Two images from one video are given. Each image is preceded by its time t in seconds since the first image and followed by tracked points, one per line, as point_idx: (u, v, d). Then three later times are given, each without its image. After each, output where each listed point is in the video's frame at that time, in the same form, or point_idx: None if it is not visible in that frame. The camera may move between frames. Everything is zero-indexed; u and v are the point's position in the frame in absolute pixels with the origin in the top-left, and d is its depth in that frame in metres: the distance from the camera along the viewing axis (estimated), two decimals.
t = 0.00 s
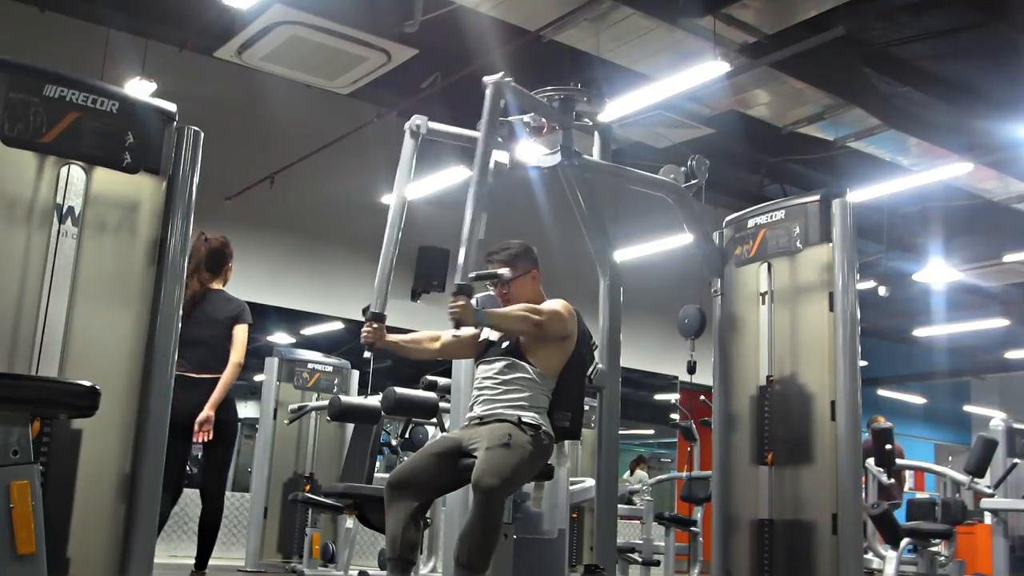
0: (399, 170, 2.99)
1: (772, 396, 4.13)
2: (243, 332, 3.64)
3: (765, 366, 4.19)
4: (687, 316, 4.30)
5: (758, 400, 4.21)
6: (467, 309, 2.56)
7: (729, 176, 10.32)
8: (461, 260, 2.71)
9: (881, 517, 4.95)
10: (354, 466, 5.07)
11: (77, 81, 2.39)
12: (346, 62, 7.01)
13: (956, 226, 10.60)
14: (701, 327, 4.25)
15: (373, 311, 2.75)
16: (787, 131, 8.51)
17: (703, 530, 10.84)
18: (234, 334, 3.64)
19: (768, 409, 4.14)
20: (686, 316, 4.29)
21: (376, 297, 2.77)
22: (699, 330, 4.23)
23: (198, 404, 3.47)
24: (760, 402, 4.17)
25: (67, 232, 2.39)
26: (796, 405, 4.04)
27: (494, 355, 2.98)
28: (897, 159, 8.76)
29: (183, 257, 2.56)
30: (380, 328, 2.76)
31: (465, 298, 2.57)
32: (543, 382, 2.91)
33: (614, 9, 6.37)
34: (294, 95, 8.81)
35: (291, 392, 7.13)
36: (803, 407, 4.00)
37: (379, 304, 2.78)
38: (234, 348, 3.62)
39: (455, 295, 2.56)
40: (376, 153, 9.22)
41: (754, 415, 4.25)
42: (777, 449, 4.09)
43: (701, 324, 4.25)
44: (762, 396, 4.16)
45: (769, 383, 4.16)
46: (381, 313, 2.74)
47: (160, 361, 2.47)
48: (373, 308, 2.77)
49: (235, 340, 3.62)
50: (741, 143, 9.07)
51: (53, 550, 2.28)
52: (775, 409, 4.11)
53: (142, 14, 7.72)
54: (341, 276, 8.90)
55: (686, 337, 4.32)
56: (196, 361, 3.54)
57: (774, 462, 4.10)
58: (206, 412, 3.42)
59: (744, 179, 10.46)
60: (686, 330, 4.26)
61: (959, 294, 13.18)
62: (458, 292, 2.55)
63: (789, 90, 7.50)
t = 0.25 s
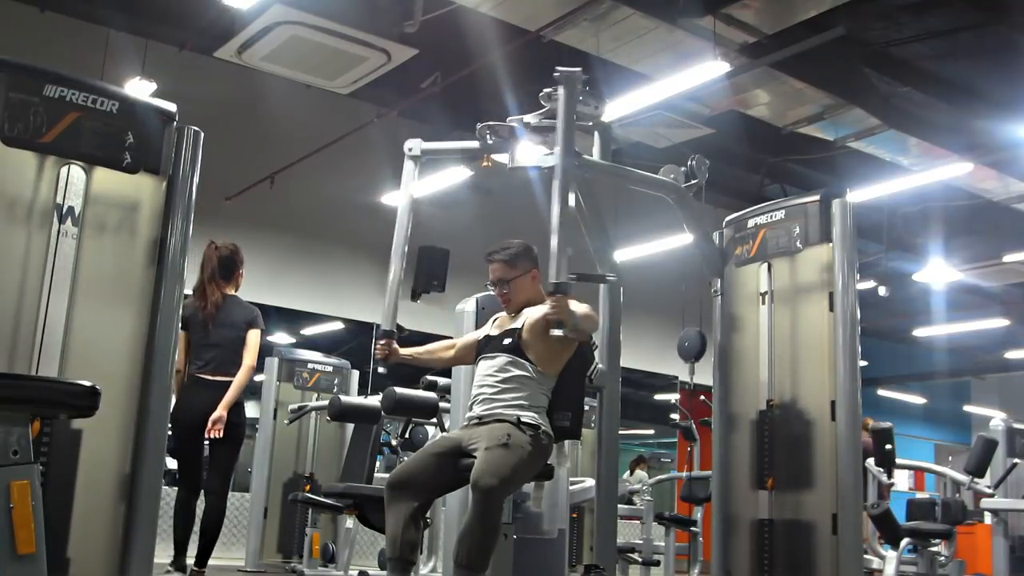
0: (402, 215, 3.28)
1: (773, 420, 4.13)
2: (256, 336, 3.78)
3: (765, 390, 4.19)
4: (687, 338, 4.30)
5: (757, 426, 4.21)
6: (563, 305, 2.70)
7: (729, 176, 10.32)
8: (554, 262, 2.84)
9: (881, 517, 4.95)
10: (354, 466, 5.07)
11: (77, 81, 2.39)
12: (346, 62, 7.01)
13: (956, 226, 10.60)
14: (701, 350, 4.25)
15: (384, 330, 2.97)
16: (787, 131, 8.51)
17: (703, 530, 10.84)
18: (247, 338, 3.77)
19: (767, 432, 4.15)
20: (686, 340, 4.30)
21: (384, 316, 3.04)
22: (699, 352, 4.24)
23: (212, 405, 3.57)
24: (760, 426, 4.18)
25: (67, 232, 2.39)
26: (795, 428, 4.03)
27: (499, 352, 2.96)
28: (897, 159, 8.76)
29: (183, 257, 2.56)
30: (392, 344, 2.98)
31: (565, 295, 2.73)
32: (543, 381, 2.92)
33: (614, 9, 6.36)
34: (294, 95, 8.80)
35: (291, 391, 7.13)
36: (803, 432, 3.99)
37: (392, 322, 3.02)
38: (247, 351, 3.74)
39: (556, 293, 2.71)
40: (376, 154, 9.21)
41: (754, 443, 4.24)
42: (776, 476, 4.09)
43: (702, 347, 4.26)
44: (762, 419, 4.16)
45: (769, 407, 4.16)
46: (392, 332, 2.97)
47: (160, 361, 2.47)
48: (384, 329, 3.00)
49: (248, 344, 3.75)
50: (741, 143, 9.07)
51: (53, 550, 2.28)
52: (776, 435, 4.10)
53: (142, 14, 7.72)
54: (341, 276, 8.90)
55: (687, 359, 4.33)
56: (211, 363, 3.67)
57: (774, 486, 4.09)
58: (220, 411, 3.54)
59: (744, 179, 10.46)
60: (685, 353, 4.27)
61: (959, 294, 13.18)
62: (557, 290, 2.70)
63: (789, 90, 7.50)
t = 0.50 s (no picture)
0: (430, 232, 3.30)
1: (773, 438, 4.12)
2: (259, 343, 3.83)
3: (765, 411, 4.17)
4: (687, 357, 4.32)
5: (758, 444, 4.19)
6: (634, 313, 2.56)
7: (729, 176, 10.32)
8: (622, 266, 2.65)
9: (881, 517, 4.95)
10: (354, 466, 5.07)
11: (77, 81, 2.39)
12: (346, 62, 7.01)
13: (956, 226, 10.60)
14: (701, 369, 4.28)
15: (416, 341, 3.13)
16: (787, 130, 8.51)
17: (703, 530, 10.84)
18: (248, 344, 3.81)
19: (768, 455, 4.13)
20: (687, 358, 4.32)
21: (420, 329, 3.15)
22: (700, 370, 4.26)
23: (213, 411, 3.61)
24: (761, 446, 4.16)
25: (67, 232, 2.39)
26: (795, 450, 4.01)
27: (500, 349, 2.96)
28: (897, 159, 8.76)
29: (183, 257, 2.56)
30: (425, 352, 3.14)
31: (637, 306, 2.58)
32: (543, 380, 2.92)
33: (614, 10, 6.36)
34: (294, 95, 8.81)
35: (291, 391, 7.11)
36: (803, 454, 3.98)
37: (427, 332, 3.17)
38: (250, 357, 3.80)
39: (627, 302, 2.56)
40: (376, 154, 9.21)
41: (753, 461, 4.23)
42: (777, 495, 4.07)
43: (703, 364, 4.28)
44: (764, 439, 4.15)
45: (770, 427, 4.14)
46: (424, 341, 3.14)
47: (160, 360, 2.47)
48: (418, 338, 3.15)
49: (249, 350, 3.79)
50: (741, 143, 9.07)
51: (53, 550, 2.29)
52: (776, 451, 4.09)
53: (141, 14, 7.72)
54: (341, 276, 8.90)
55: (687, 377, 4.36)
56: (214, 370, 3.70)
57: (774, 505, 4.07)
58: (223, 416, 3.59)
59: (744, 179, 10.46)
60: (685, 371, 4.29)
61: (959, 294, 13.17)
62: (630, 299, 2.55)
63: (789, 90, 7.50)
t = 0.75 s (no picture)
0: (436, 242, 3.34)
1: (773, 441, 4.11)
2: (250, 347, 3.95)
3: (765, 414, 4.16)
4: (687, 360, 4.31)
5: (758, 447, 4.19)
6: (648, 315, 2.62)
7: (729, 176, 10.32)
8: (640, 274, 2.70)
9: (881, 517, 4.95)
10: (354, 466, 5.07)
11: (77, 81, 2.39)
12: (346, 62, 7.01)
13: (956, 226, 10.62)
14: (700, 371, 4.26)
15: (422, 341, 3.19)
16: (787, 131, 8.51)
17: (703, 530, 10.84)
18: (239, 349, 3.94)
19: (767, 456, 4.13)
20: (687, 360, 4.30)
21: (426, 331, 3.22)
22: (699, 372, 4.24)
23: (203, 413, 3.77)
24: (760, 448, 4.16)
25: (67, 232, 2.39)
26: (795, 454, 4.01)
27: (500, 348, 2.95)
28: (897, 159, 8.76)
29: (183, 257, 2.56)
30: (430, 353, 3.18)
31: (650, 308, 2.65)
32: (543, 379, 2.92)
33: (614, 10, 6.36)
34: (294, 95, 8.80)
35: (291, 391, 7.12)
36: (805, 459, 3.97)
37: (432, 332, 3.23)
38: (241, 360, 3.93)
39: (641, 305, 2.62)
40: (376, 154, 9.21)
41: (752, 465, 4.23)
42: (776, 497, 4.07)
43: (702, 367, 4.27)
44: (763, 442, 4.14)
45: (770, 429, 4.13)
46: (430, 343, 3.20)
47: (160, 361, 2.47)
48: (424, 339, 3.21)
49: (239, 355, 3.93)
50: (741, 143, 9.07)
51: (53, 550, 2.29)
52: (776, 455, 4.08)
53: (141, 14, 7.72)
54: (342, 276, 8.90)
55: (686, 379, 4.34)
56: (208, 375, 3.88)
57: (774, 508, 4.07)
58: (210, 421, 3.73)
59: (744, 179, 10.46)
60: (685, 374, 4.27)
61: (958, 294, 13.18)
62: (645, 301, 2.62)
63: (789, 90, 7.49)
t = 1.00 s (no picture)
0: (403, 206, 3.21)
1: (772, 420, 4.13)
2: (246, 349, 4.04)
3: (765, 393, 4.18)
4: (687, 340, 4.31)
5: (758, 427, 4.20)
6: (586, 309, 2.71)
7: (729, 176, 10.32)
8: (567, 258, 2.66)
9: (881, 517, 4.95)
10: (355, 465, 5.07)
11: (77, 81, 2.39)
12: (346, 62, 7.01)
13: (956, 226, 10.63)
14: (701, 353, 4.24)
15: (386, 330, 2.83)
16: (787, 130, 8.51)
17: (703, 530, 10.84)
18: (237, 351, 4.03)
19: (768, 437, 4.14)
20: (686, 342, 4.30)
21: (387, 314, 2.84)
22: (699, 354, 4.23)
23: (208, 417, 3.86)
24: (760, 429, 4.17)
25: (67, 232, 2.40)
26: (795, 432, 4.03)
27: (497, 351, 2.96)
28: (897, 159, 8.76)
29: (183, 257, 2.56)
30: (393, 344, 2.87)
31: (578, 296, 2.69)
32: (543, 380, 2.92)
33: (614, 10, 6.36)
34: (294, 95, 8.81)
35: (291, 391, 7.11)
36: (803, 437, 3.99)
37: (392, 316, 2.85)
38: (239, 362, 4.02)
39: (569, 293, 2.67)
40: (376, 154, 9.21)
41: (754, 434, 4.24)
42: (776, 477, 4.08)
43: (701, 349, 4.25)
44: (763, 423, 4.16)
45: (770, 410, 4.15)
46: (393, 333, 2.83)
47: (159, 361, 2.47)
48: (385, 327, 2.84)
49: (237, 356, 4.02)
50: (740, 143, 9.07)
51: (53, 550, 2.29)
52: (776, 437, 4.10)
53: (141, 14, 7.71)
54: (341, 276, 8.90)
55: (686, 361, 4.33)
56: (207, 377, 3.96)
57: (774, 487, 4.09)
58: (218, 424, 3.85)
59: (744, 179, 10.46)
60: (686, 356, 4.26)
61: (958, 294, 13.18)
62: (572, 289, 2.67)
63: (789, 90, 7.49)
